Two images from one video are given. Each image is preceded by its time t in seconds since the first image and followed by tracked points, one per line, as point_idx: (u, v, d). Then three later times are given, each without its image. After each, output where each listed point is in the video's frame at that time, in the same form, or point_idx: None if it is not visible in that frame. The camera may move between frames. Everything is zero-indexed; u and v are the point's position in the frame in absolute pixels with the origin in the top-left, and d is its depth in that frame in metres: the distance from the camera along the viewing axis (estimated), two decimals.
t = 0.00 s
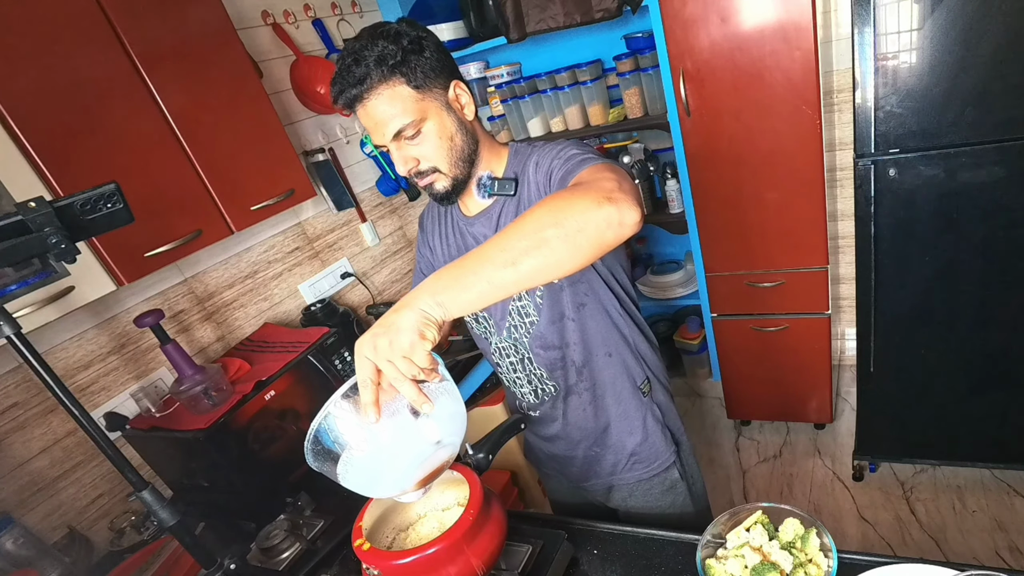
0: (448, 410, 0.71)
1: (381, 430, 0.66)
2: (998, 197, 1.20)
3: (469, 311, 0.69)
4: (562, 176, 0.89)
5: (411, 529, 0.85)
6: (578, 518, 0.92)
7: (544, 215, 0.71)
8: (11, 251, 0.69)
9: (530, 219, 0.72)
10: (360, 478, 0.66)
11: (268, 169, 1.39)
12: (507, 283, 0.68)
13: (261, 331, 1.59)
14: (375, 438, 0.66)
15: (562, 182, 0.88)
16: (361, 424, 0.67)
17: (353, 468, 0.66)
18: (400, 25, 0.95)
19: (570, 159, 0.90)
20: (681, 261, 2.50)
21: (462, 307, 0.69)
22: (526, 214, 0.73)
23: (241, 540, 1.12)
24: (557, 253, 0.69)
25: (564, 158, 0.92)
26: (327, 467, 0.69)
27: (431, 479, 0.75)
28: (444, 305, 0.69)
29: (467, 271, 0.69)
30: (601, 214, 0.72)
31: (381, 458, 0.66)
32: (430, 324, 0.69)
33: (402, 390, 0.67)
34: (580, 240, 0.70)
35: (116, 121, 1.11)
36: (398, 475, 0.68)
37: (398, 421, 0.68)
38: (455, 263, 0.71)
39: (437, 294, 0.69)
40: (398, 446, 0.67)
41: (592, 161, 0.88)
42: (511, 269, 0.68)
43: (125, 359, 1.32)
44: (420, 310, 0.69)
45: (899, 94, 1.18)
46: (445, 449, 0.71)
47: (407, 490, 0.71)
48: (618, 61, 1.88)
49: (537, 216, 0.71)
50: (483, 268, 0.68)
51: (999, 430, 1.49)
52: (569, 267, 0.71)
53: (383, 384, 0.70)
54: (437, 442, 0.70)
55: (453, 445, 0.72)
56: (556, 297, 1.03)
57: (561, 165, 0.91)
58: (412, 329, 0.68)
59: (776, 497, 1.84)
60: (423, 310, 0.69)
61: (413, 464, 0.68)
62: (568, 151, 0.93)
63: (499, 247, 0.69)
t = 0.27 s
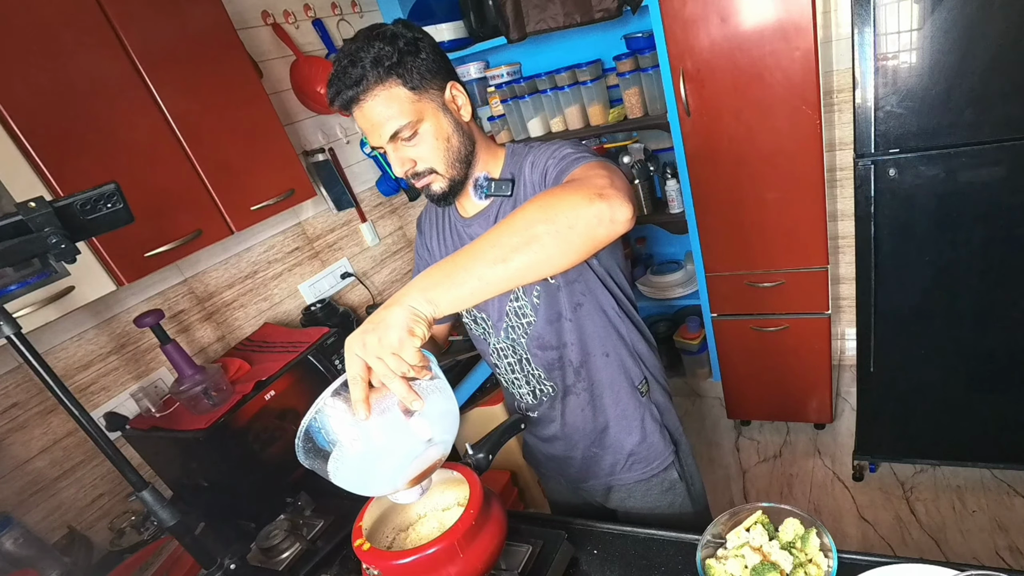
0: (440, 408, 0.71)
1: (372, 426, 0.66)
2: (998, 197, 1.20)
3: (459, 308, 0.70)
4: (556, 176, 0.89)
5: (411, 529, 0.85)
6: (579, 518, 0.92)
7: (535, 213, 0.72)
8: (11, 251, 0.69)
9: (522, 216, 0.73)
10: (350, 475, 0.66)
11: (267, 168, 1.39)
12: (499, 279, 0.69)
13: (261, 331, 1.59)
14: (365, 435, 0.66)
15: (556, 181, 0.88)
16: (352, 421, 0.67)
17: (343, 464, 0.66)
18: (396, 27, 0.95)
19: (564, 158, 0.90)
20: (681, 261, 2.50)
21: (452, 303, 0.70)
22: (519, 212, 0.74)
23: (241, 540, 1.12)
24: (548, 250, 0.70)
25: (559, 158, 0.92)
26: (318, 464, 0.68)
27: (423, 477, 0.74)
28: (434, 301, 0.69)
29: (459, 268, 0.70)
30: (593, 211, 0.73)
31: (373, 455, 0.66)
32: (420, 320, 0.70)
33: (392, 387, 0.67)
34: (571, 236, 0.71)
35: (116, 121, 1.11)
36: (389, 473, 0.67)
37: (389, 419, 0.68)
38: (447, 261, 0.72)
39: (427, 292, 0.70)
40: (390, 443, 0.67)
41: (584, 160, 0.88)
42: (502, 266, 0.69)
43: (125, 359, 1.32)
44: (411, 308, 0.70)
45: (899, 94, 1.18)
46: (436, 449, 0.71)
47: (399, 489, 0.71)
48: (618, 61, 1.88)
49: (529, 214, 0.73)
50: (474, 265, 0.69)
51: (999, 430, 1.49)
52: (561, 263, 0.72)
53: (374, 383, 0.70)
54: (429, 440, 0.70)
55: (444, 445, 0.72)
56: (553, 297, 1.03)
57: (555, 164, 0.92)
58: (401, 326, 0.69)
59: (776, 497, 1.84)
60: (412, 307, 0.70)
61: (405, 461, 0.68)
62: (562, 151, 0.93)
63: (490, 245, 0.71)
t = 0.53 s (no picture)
0: (434, 410, 0.71)
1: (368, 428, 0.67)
2: (998, 197, 1.20)
3: (451, 310, 0.70)
4: (551, 176, 0.89)
5: (411, 529, 0.85)
6: (579, 518, 0.92)
7: (526, 214, 0.72)
8: (11, 251, 0.69)
9: (513, 218, 0.73)
10: (345, 478, 0.66)
11: (267, 168, 1.39)
12: (490, 281, 0.69)
13: (261, 331, 1.59)
14: (358, 436, 0.66)
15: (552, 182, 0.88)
16: (345, 424, 0.67)
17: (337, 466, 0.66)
18: (393, 28, 0.95)
19: (560, 158, 0.91)
20: (681, 261, 2.50)
21: (444, 305, 0.70)
22: (510, 214, 0.74)
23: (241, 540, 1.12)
24: (540, 251, 0.70)
25: (554, 158, 0.92)
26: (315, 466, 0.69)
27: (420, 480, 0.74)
28: (425, 303, 0.69)
29: (451, 270, 0.70)
30: (585, 212, 0.73)
31: (366, 456, 0.66)
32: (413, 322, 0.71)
33: (383, 388, 0.67)
34: (563, 238, 0.71)
35: (116, 121, 1.11)
36: (384, 475, 0.67)
37: (382, 420, 0.68)
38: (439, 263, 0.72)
39: (419, 293, 0.70)
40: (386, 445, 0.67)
41: (580, 160, 0.88)
42: (493, 267, 0.69)
43: (125, 359, 1.32)
44: (402, 310, 0.70)
45: (899, 94, 1.18)
46: (431, 451, 0.70)
47: (396, 491, 0.70)
48: (618, 61, 1.88)
49: (520, 216, 0.73)
50: (465, 266, 0.69)
51: (999, 431, 1.49)
52: (552, 264, 0.72)
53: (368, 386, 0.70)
54: (424, 442, 0.69)
55: (441, 447, 0.72)
56: (551, 298, 1.04)
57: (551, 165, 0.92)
58: (392, 329, 0.69)
59: (776, 497, 1.84)
60: (404, 309, 0.70)
61: (399, 463, 0.68)
62: (558, 151, 0.93)
63: (481, 247, 0.71)
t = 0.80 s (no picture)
0: (430, 409, 0.71)
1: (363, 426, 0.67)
2: (998, 197, 1.20)
3: (447, 309, 0.70)
4: (549, 176, 0.89)
5: (411, 529, 0.85)
6: (579, 518, 0.92)
7: (523, 214, 0.72)
8: (11, 251, 0.69)
9: (510, 217, 0.73)
10: (340, 478, 0.66)
11: (267, 169, 1.39)
12: (485, 280, 0.69)
13: (261, 331, 1.59)
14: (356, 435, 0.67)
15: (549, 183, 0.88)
16: (341, 423, 0.68)
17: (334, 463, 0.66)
18: (391, 29, 0.95)
19: (557, 159, 0.90)
20: (681, 261, 2.50)
21: (439, 303, 0.69)
22: (507, 213, 0.74)
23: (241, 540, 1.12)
24: (536, 250, 0.70)
25: (552, 159, 0.92)
26: (311, 464, 0.69)
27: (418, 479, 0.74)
28: (420, 301, 0.69)
29: (447, 268, 0.70)
30: (582, 212, 0.73)
31: (362, 456, 0.66)
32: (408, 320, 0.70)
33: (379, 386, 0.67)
34: (559, 238, 0.71)
35: (116, 121, 1.11)
36: (379, 475, 0.67)
37: (378, 419, 0.68)
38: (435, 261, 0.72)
39: (414, 292, 0.70)
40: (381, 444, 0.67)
41: (576, 160, 0.88)
42: (489, 266, 0.69)
43: (125, 359, 1.32)
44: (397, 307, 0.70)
45: (899, 94, 1.18)
46: (427, 450, 0.70)
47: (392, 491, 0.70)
48: (618, 61, 1.88)
49: (517, 215, 0.73)
50: (461, 265, 0.69)
51: (999, 431, 1.49)
52: (549, 264, 0.72)
53: (363, 384, 0.71)
54: (419, 441, 0.69)
55: (437, 446, 0.72)
56: (549, 299, 1.04)
57: (548, 165, 0.92)
58: (387, 326, 0.69)
59: (776, 497, 1.84)
60: (399, 307, 0.70)
61: (395, 463, 0.68)
62: (555, 151, 0.93)
63: (478, 245, 0.71)
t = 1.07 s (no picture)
0: (431, 409, 0.70)
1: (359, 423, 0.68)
2: (998, 197, 1.20)
3: (448, 307, 0.70)
4: (549, 176, 0.89)
5: (411, 529, 0.85)
6: (579, 518, 0.92)
7: (524, 213, 0.72)
8: (11, 251, 0.69)
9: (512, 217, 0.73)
10: (341, 477, 0.66)
11: (267, 168, 1.39)
12: (487, 279, 0.69)
13: (261, 331, 1.59)
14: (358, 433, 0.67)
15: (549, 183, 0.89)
16: (342, 422, 0.68)
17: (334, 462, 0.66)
18: (391, 29, 0.95)
19: (557, 160, 0.91)
20: (681, 261, 2.50)
21: (441, 302, 0.69)
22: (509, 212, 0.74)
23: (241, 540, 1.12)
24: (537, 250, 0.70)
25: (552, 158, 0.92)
26: (312, 463, 0.69)
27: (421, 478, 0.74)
28: (422, 299, 0.69)
29: (448, 267, 0.70)
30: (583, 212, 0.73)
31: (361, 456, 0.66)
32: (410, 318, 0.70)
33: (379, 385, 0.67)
34: (561, 237, 0.71)
35: (116, 121, 1.11)
36: (380, 475, 0.67)
37: (379, 418, 0.68)
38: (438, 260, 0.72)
39: (415, 290, 0.70)
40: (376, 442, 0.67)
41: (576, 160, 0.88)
42: (490, 265, 0.69)
43: (125, 359, 1.32)
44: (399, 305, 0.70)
45: (899, 94, 1.18)
46: (428, 450, 0.70)
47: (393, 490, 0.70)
48: (618, 61, 1.88)
49: (519, 215, 0.73)
50: (462, 264, 0.69)
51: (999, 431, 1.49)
52: (550, 263, 0.72)
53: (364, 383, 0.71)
54: (420, 441, 0.69)
55: (438, 446, 0.71)
56: (548, 299, 1.04)
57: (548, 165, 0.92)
58: (388, 324, 0.69)
59: (776, 497, 1.84)
60: (400, 305, 0.70)
61: (395, 463, 0.67)
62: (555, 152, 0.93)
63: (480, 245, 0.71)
